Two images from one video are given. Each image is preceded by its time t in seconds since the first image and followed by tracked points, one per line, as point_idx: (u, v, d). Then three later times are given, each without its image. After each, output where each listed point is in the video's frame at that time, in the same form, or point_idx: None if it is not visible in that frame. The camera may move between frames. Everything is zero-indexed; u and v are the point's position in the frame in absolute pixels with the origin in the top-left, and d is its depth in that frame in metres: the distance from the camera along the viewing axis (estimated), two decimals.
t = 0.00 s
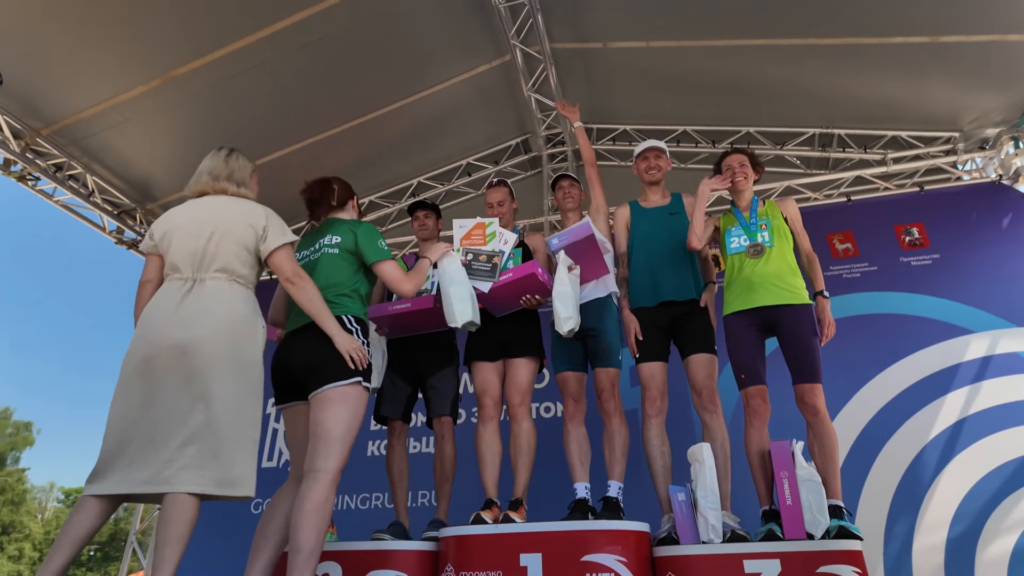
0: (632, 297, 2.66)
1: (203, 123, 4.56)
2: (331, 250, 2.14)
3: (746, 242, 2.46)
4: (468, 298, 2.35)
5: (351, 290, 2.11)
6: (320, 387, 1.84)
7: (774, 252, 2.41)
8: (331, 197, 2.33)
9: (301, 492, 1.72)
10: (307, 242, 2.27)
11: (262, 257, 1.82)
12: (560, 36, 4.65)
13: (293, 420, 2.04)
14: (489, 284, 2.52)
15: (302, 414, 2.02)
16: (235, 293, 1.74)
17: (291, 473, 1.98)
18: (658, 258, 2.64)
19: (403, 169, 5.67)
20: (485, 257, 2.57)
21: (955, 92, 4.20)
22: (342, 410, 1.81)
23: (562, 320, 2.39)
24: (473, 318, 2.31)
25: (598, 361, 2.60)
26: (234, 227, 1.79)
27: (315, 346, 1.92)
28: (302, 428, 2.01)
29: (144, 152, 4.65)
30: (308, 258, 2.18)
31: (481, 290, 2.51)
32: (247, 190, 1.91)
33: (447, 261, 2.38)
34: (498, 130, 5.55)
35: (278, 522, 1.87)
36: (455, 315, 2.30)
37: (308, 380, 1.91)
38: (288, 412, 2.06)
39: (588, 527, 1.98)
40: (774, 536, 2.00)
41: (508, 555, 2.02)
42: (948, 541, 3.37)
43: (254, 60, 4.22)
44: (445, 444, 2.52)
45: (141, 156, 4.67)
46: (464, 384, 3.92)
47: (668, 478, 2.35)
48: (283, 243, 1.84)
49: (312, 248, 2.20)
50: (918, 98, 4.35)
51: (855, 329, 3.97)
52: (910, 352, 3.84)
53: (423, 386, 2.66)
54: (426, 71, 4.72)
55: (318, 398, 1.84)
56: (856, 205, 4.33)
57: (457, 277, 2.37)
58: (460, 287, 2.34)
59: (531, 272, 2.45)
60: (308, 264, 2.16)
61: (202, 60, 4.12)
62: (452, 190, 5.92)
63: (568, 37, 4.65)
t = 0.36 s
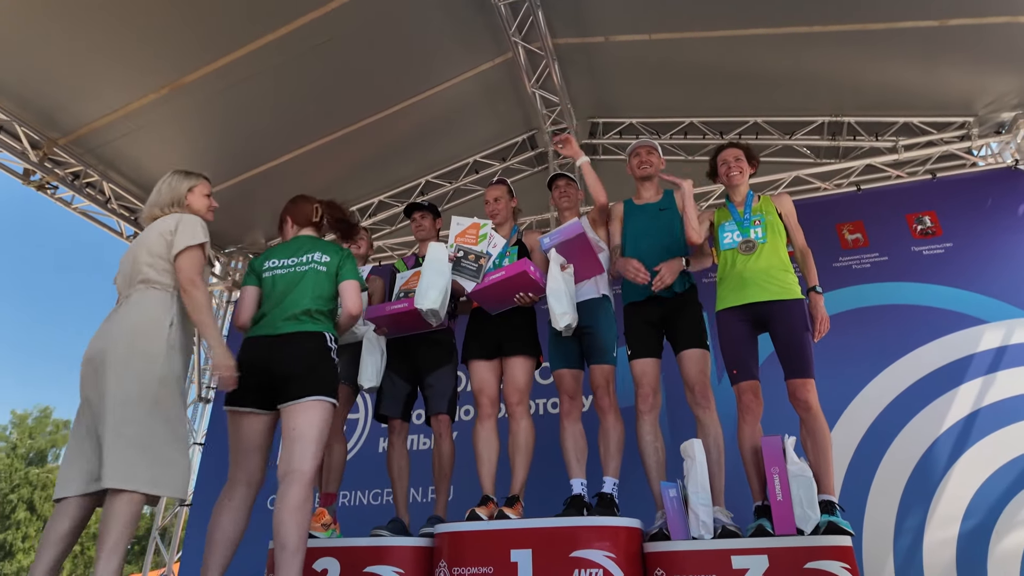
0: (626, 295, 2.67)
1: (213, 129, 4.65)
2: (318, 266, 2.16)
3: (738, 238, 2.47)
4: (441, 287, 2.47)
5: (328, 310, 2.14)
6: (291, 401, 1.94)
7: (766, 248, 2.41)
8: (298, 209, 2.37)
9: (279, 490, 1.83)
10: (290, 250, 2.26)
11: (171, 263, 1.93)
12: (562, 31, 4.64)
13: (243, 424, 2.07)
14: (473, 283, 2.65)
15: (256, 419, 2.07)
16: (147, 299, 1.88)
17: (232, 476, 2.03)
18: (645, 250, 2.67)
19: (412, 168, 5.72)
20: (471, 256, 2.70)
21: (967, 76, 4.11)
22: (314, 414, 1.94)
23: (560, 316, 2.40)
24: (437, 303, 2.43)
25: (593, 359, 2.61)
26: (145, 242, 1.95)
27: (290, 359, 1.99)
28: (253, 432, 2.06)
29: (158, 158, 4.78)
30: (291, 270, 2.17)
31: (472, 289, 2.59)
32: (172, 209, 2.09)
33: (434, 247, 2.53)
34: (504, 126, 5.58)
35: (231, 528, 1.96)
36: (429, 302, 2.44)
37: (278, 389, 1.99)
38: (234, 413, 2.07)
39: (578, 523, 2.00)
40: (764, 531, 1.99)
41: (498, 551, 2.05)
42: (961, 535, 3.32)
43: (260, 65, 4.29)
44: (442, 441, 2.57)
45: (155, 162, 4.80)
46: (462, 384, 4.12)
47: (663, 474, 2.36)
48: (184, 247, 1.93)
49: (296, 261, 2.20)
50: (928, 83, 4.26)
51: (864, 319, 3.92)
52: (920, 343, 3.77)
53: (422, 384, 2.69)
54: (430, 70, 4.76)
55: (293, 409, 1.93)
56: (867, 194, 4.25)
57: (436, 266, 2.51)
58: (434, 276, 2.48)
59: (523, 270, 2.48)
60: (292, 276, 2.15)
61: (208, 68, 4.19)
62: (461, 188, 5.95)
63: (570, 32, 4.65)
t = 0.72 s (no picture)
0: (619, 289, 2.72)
1: (219, 127, 4.71)
2: (279, 286, 2.50)
3: (730, 231, 2.49)
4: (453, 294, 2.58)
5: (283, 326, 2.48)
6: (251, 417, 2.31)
7: (757, 241, 2.43)
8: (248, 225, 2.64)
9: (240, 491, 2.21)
10: (247, 263, 2.51)
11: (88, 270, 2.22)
12: (562, 23, 4.64)
13: (205, 418, 2.17)
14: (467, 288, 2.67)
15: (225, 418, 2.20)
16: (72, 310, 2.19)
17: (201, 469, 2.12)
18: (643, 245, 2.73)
19: (416, 162, 5.76)
20: (462, 260, 2.71)
21: (972, 62, 4.06)
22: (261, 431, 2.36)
23: (546, 308, 2.47)
24: (456, 305, 2.53)
25: (588, 351, 2.65)
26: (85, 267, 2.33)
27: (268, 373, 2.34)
28: (220, 431, 2.18)
29: (165, 157, 4.86)
30: (254, 285, 2.45)
31: (470, 279, 2.66)
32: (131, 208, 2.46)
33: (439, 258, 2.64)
34: (507, 119, 5.61)
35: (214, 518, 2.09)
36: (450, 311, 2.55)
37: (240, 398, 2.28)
38: (198, 409, 2.17)
39: (568, 512, 2.05)
40: (751, 520, 2.03)
41: (490, 540, 2.11)
42: (961, 523, 3.33)
43: (262, 64, 4.34)
44: (439, 433, 2.64)
45: (164, 161, 4.89)
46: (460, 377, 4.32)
47: (655, 464, 2.39)
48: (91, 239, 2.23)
49: (258, 276, 2.48)
50: (932, 69, 4.22)
51: (866, 307, 3.91)
52: (921, 333, 3.76)
53: (421, 378, 2.76)
54: (431, 65, 4.79)
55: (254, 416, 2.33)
56: (870, 182, 4.22)
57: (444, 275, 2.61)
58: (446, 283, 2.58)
59: (514, 262, 2.56)
60: (255, 291, 2.44)
61: (211, 67, 4.25)
62: (465, 181, 5.98)
63: (570, 24, 4.65)
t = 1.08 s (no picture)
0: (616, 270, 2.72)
1: (215, 112, 4.69)
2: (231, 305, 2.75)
3: (723, 213, 2.48)
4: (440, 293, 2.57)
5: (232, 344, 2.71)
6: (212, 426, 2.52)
7: (751, 223, 2.42)
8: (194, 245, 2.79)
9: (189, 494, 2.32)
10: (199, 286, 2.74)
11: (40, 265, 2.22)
12: (560, 4, 4.58)
13: (163, 425, 2.31)
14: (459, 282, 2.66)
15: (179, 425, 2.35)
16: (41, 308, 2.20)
17: (164, 468, 2.22)
18: (639, 227, 2.70)
19: (415, 146, 5.74)
20: (447, 252, 2.68)
21: (979, 39, 3.99)
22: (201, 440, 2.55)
23: (540, 288, 2.47)
24: (445, 308, 2.53)
25: (582, 335, 2.65)
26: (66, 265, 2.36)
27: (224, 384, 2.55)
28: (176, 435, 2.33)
29: (162, 143, 4.84)
30: (209, 306, 2.69)
31: (461, 267, 2.66)
32: (89, 199, 2.37)
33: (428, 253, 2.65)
34: (506, 102, 5.57)
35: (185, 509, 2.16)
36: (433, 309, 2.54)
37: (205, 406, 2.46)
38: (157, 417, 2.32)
39: (557, 495, 2.06)
40: (740, 503, 2.03)
41: (481, 522, 2.12)
42: (957, 506, 3.33)
43: (258, 48, 4.31)
44: (433, 417, 2.65)
45: (162, 148, 4.87)
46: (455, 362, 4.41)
47: (648, 447, 2.39)
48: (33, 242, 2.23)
49: (211, 297, 2.72)
50: (937, 48, 4.15)
51: (866, 290, 3.88)
52: (921, 316, 3.73)
53: (414, 362, 2.78)
54: (428, 47, 4.74)
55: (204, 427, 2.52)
56: (872, 164, 4.17)
57: (431, 271, 2.61)
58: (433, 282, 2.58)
59: (508, 248, 2.54)
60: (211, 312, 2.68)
61: (207, 51, 4.22)
62: (464, 165, 5.95)
63: (568, 4, 4.58)
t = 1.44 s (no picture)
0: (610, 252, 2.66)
1: (204, 92, 4.59)
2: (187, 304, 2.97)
3: (719, 194, 2.41)
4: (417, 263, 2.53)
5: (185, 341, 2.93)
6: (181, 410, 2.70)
7: (747, 204, 2.35)
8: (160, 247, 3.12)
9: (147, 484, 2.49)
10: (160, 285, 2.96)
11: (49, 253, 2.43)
12: None
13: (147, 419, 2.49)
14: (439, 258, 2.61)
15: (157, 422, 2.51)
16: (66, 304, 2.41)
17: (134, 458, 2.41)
18: (635, 210, 2.63)
19: (410, 128, 5.65)
20: (432, 228, 2.63)
21: (985, 16, 3.89)
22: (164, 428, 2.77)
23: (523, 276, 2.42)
24: (415, 279, 2.47)
25: (575, 319, 2.59)
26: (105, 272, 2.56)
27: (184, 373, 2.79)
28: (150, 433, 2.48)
29: (152, 125, 4.77)
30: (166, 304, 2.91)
31: (445, 247, 2.61)
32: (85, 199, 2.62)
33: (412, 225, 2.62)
34: (502, 82, 5.48)
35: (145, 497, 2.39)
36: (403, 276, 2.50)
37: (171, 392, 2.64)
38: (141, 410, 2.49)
39: (546, 482, 2.03)
40: (733, 490, 1.99)
41: (469, 509, 2.09)
42: (954, 491, 3.31)
43: (245, 26, 4.20)
44: (423, 402, 2.61)
45: (151, 129, 4.79)
46: (445, 350, 4.43)
47: (640, 432, 2.35)
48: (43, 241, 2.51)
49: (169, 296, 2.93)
50: (942, 26, 4.06)
51: (866, 273, 3.83)
52: (921, 300, 3.68)
53: (404, 347, 2.73)
54: (420, 25, 4.62)
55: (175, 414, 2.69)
56: (874, 145, 4.08)
57: (411, 243, 2.58)
58: (412, 252, 2.55)
59: (500, 230, 2.51)
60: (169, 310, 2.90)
61: (194, 30, 4.12)
62: (460, 147, 5.86)
63: None
